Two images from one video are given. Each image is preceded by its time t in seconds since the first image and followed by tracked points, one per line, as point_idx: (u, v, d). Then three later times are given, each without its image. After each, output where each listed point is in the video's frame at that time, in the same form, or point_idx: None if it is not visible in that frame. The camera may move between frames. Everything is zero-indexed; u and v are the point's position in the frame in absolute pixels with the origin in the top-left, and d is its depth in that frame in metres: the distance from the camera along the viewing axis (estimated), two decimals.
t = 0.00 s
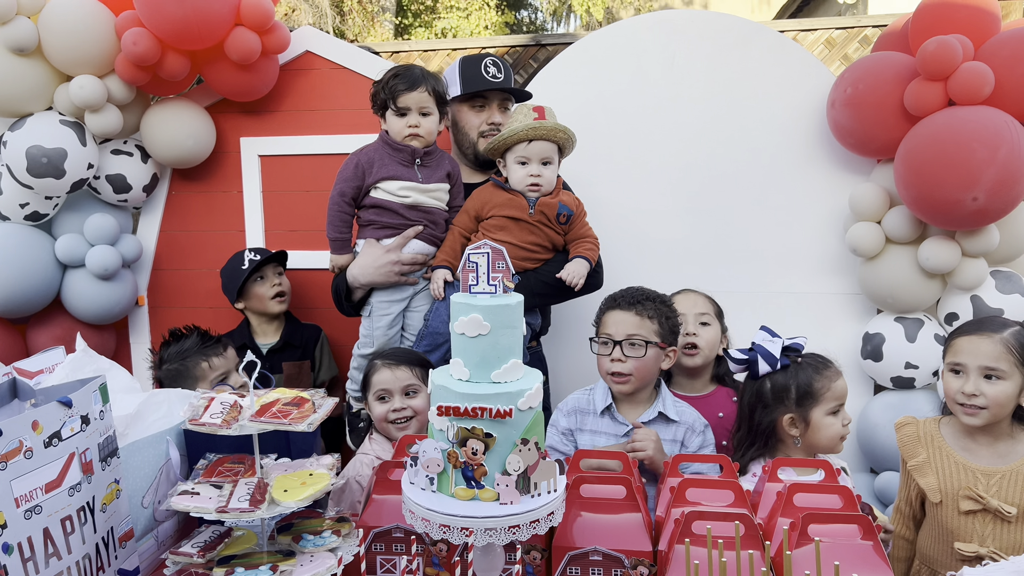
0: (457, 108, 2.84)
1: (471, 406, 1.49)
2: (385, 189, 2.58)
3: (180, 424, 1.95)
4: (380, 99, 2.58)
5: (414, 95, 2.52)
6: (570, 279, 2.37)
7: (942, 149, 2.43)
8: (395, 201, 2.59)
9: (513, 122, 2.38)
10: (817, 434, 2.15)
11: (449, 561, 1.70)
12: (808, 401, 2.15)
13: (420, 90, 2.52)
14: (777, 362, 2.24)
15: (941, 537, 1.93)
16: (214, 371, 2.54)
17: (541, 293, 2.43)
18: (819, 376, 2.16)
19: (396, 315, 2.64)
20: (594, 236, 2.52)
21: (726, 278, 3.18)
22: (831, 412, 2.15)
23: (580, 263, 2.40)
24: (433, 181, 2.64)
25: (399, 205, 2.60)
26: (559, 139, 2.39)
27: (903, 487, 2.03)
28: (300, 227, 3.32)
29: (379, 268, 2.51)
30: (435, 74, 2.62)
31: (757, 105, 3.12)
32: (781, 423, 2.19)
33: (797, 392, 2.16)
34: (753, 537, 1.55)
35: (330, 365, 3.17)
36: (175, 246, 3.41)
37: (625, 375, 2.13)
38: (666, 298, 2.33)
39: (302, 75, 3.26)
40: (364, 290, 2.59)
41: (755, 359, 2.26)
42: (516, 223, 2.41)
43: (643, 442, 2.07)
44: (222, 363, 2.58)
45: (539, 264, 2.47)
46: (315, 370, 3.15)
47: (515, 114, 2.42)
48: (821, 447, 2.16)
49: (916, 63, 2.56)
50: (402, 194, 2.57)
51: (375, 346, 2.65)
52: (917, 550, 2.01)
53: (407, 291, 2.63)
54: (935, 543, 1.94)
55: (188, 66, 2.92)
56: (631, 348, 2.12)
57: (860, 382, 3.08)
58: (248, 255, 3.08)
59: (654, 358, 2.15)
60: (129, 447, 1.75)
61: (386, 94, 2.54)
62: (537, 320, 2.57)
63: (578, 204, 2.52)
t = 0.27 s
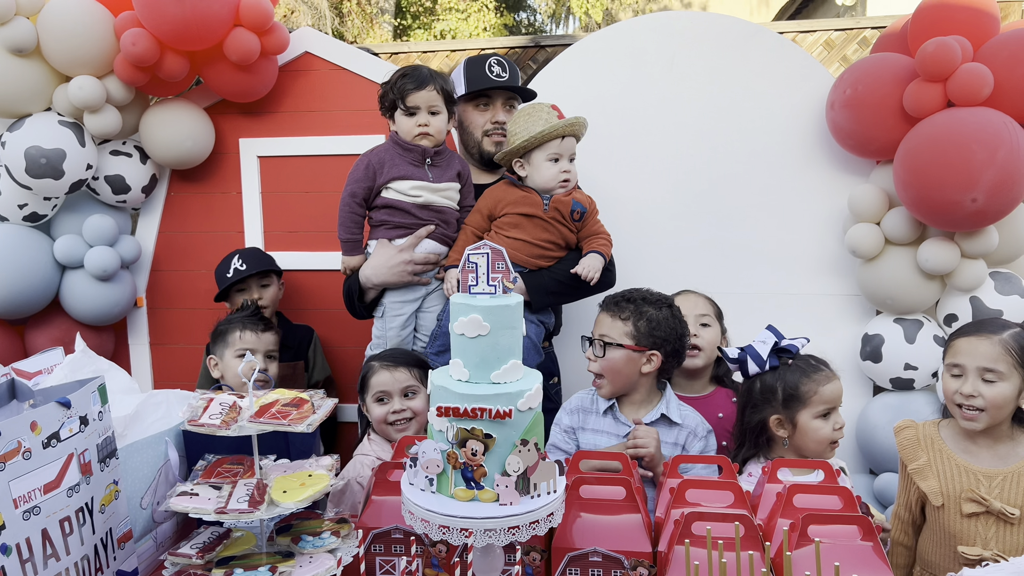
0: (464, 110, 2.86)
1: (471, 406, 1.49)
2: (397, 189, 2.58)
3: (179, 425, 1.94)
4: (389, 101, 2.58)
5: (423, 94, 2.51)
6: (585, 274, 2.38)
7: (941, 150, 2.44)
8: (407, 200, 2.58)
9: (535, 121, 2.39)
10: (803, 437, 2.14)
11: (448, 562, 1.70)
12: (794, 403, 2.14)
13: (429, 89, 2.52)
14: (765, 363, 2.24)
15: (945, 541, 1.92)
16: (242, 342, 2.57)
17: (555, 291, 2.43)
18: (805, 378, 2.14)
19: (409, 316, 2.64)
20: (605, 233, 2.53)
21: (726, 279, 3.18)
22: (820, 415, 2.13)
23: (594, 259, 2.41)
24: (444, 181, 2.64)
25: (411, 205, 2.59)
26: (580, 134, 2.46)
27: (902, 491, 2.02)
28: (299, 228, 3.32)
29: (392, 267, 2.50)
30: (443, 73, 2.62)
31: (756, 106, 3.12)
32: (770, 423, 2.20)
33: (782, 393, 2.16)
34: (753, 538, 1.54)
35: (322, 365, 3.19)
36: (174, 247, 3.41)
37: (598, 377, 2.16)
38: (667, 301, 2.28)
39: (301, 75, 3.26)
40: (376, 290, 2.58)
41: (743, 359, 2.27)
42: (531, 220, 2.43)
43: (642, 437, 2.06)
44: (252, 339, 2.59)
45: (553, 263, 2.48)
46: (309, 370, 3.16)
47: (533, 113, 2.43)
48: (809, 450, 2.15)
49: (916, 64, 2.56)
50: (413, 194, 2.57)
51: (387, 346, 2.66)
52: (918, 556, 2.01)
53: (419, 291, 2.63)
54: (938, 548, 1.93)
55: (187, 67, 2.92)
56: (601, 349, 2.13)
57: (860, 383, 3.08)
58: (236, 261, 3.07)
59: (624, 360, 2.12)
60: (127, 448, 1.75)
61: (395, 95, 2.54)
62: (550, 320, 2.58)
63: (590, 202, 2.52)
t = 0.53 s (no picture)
0: (473, 107, 2.85)
1: (469, 406, 1.49)
2: (407, 189, 2.58)
3: (177, 425, 1.94)
4: (399, 99, 2.58)
5: (432, 91, 2.51)
6: (597, 268, 2.36)
7: (940, 149, 2.44)
8: (418, 200, 2.58)
9: (552, 113, 2.36)
10: (793, 435, 2.13)
11: (446, 562, 1.69)
12: (783, 401, 2.14)
13: (438, 86, 2.51)
14: (757, 361, 2.24)
15: (946, 544, 1.92)
16: (264, 355, 2.79)
17: (568, 287, 2.42)
18: (793, 377, 2.13)
19: (423, 315, 2.64)
20: (618, 228, 2.50)
21: (724, 278, 3.18)
22: (809, 414, 2.11)
23: (607, 252, 2.40)
24: (454, 179, 2.64)
25: (422, 204, 2.59)
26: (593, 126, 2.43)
27: (902, 495, 2.02)
28: (297, 228, 3.32)
29: (404, 267, 2.50)
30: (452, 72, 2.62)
31: (754, 106, 3.12)
32: (763, 420, 2.21)
33: (771, 391, 2.16)
34: (752, 537, 1.54)
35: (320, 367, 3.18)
36: (171, 247, 3.40)
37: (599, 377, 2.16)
38: (669, 300, 2.27)
39: (299, 75, 3.25)
40: (390, 291, 2.58)
41: (736, 357, 2.28)
42: (541, 216, 2.43)
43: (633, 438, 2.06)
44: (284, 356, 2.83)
45: (564, 259, 2.48)
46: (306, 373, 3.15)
47: (548, 106, 2.39)
48: (801, 448, 2.13)
49: (914, 63, 2.56)
50: (423, 193, 2.57)
51: (403, 347, 2.65)
52: (920, 562, 2.01)
53: (433, 292, 2.63)
54: (939, 552, 1.93)
55: (185, 67, 2.91)
56: (603, 350, 2.14)
57: (858, 383, 3.08)
58: (232, 263, 3.07)
59: (625, 362, 2.12)
60: (124, 448, 1.75)
61: (406, 93, 2.54)
62: (564, 317, 2.57)
63: (603, 196, 2.50)
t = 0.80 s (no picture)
0: (479, 106, 2.85)
1: (467, 405, 1.48)
2: (411, 187, 2.58)
3: (174, 425, 1.93)
4: (405, 99, 2.59)
5: (438, 91, 2.52)
6: (599, 264, 2.32)
7: (937, 148, 2.44)
8: (421, 198, 2.58)
9: (546, 111, 2.35)
10: (781, 431, 2.14)
11: (444, 560, 1.69)
12: (770, 397, 2.15)
13: (444, 86, 2.53)
14: (751, 355, 2.28)
15: (943, 543, 1.94)
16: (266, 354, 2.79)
17: (573, 284, 2.41)
18: (780, 374, 2.14)
19: (429, 314, 2.63)
20: (624, 222, 2.48)
21: (722, 277, 3.18)
22: (796, 411, 2.10)
23: (611, 248, 2.35)
24: (458, 177, 2.62)
25: (425, 203, 2.58)
26: (593, 121, 2.40)
27: (898, 493, 2.04)
28: (294, 227, 3.31)
29: (408, 266, 2.51)
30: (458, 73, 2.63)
31: (752, 104, 3.12)
32: (753, 415, 2.23)
33: (760, 387, 2.18)
34: (750, 536, 1.55)
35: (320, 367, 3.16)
36: (169, 246, 3.39)
37: (597, 376, 2.17)
38: (669, 300, 2.26)
39: (296, 74, 3.25)
40: (396, 290, 2.60)
41: (733, 352, 2.34)
42: (544, 214, 2.43)
43: (632, 442, 2.04)
44: (283, 360, 2.79)
45: (570, 256, 2.47)
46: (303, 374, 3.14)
47: (544, 103, 2.38)
48: (789, 445, 2.13)
49: (911, 62, 2.56)
50: (426, 191, 2.57)
51: (410, 346, 2.63)
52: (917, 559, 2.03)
53: (438, 290, 2.61)
54: (935, 551, 1.95)
55: (182, 65, 2.91)
56: (601, 351, 2.15)
57: (856, 381, 3.08)
58: (229, 260, 3.07)
59: (624, 363, 2.12)
60: (122, 448, 1.74)
61: (411, 92, 2.55)
62: (571, 314, 2.56)
63: (608, 192, 2.49)
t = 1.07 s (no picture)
0: (475, 105, 2.85)
1: (466, 404, 1.48)
2: (405, 187, 2.58)
3: (173, 424, 1.93)
4: (402, 98, 2.59)
5: (435, 89, 2.52)
6: (592, 263, 2.35)
7: (936, 147, 2.44)
8: (415, 198, 2.57)
9: (537, 108, 2.33)
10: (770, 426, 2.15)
11: (444, 560, 1.69)
12: (761, 391, 2.17)
13: (441, 85, 2.52)
14: (757, 348, 2.28)
15: (938, 540, 1.97)
16: (247, 342, 2.74)
17: (567, 283, 2.41)
18: (770, 369, 2.15)
19: (426, 314, 2.62)
20: (619, 220, 2.47)
21: (721, 276, 3.18)
22: (782, 407, 2.10)
23: (604, 248, 2.37)
24: (452, 176, 2.62)
25: (419, 202, 2.58)
26: (585, 117, 2.37)
27: (895, 491, 2.06)
28: (294, 225, 3.31)
29: (402, 266, 2.50)
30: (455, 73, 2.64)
31: (752, 103, 3.12)
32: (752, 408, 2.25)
33: (754, 381, 2.20)
34: (749, 535, 1.55)
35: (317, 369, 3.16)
36: (168, 245, 3.39)
37: (601, 377, 2.15)
38: (670, 300, 2.26)
39: (295, 72, 3.25)
40: (392, 290, 2.58)
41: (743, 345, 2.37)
42: (538, 213, 2.43)
43: (634, 445, 2.05)
44: (259, 346, 2.72)
45: (564, 255, 2.46)
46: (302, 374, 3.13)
47: (535, 101, 2.36)
48: (776, 441, 2.13)
49: (910, 61, 2.56)
50: (420, 190, 2.56)
51: (407, 345, 2.64)
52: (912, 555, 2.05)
53: (434, 289, 2.60)
54: (930, 549, 1.98)
55: (181, 64, 2.90)
56: (609, 351, 2.13)
57: (854, 379, 3.09)
58: (219, 263, 3.06)
59: (631, 363, 2.12)
60: (121, 447, 1.74)
61: (408, 91, 2.54)
62: (566, 313, 2.54)
63: (602, 189, 2.48)
